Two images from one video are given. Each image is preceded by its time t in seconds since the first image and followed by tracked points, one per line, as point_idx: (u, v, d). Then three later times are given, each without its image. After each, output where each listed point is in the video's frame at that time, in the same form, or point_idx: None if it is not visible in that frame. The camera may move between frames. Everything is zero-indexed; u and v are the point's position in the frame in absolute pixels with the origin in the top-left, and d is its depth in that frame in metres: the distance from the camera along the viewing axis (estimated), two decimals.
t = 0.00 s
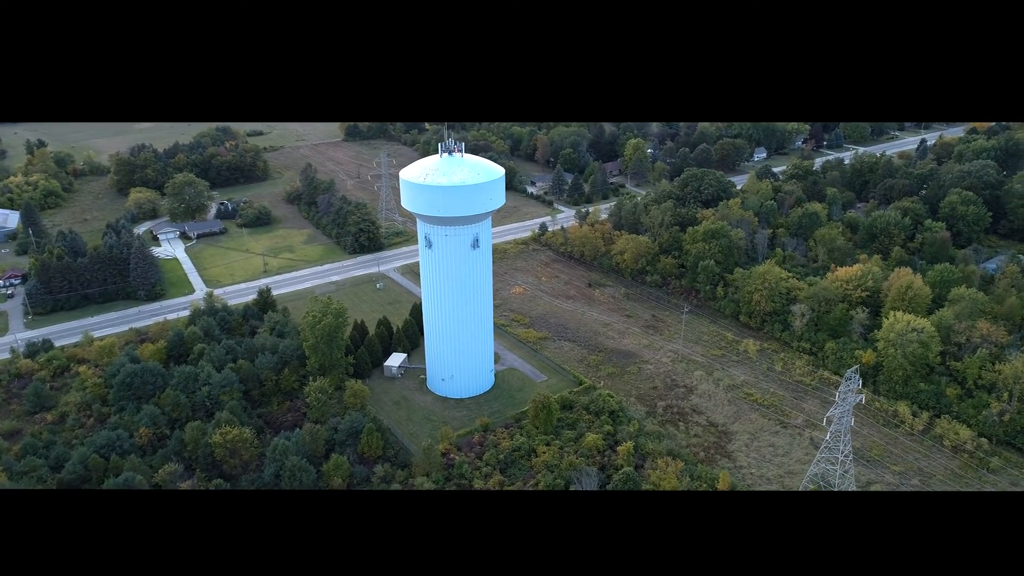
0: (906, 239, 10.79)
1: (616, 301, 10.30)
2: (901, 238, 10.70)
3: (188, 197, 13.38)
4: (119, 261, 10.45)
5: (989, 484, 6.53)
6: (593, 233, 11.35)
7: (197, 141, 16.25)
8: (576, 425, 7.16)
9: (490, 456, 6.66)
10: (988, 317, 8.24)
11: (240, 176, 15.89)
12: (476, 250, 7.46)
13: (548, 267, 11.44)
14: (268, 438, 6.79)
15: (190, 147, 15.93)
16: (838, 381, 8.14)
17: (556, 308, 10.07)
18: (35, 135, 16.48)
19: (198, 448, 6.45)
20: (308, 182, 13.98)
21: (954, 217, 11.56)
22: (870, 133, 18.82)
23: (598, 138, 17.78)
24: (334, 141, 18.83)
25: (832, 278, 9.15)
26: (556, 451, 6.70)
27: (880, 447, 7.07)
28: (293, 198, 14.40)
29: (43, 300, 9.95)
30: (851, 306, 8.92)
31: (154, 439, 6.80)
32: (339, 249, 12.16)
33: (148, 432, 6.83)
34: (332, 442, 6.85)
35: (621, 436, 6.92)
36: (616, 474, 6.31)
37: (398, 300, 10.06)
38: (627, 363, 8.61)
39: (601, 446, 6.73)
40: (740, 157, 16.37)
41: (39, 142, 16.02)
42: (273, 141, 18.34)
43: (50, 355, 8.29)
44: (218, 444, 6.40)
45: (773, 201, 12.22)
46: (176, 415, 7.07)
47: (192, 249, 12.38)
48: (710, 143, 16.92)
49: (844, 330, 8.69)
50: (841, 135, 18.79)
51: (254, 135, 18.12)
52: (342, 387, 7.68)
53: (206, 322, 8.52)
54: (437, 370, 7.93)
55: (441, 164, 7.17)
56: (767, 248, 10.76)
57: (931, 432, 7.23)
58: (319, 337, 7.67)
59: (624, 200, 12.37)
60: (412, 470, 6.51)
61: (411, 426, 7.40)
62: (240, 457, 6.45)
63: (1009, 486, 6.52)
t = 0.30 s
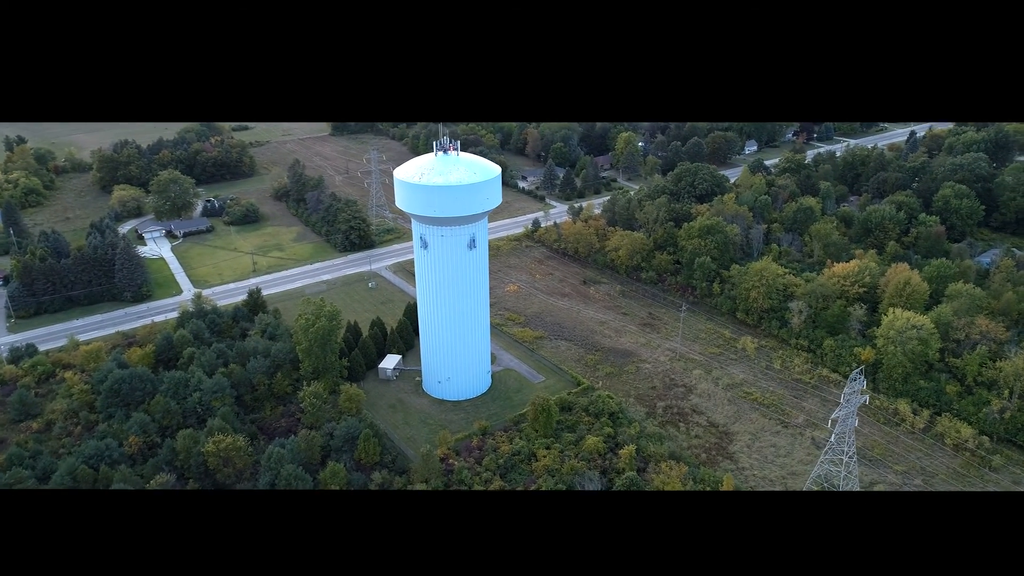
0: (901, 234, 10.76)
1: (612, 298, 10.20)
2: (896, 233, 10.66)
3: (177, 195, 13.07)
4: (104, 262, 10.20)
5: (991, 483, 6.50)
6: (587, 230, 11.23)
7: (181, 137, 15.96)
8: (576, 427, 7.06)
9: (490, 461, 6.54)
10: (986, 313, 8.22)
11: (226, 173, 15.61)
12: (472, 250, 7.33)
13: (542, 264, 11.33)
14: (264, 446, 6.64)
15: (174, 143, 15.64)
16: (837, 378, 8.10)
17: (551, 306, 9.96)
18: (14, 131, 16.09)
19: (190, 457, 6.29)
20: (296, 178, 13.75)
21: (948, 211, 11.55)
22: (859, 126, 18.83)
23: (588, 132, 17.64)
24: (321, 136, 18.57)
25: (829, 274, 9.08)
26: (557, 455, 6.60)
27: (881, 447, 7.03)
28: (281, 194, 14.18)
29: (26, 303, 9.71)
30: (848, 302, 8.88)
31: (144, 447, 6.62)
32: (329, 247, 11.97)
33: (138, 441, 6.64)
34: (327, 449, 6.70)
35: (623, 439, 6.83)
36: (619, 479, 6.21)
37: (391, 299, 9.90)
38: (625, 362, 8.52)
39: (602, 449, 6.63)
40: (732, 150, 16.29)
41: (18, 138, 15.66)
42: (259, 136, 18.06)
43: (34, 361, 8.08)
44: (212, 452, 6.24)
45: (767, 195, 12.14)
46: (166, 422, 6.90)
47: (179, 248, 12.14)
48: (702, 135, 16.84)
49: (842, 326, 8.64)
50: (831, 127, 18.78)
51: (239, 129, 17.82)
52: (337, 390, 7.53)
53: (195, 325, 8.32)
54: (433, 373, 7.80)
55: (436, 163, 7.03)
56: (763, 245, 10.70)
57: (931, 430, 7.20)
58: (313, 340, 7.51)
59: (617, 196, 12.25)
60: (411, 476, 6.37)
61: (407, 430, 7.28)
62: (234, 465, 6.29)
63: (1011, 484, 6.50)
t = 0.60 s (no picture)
0: (896, 228, 10.72)
1: (608, 296, 10.10)
2: (891, 227, 10.63)
3: (163, 193, 12.83)
4: (89, 263, 9.97)
5: (994, 483, 6.46)
6: (581, 226, 11.11)
7: (165, 133, 15.66)
8: (576, 430, 6.96)
9: (490, 466, 6.43)
10: (984, 309, 8.19)
11: (212, 169, 15.35)
12: (468, 250, 7.18)
13: (535, 261, 11.20)
14: (259, 454, 6.48)
15: (158, 140, 15.36)
16: (836, 375, 8.05)
17: (547, 304, 9.84)
18: None
19: (181, 467, 6.13)
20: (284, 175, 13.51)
21: (942, 204, 11.53)
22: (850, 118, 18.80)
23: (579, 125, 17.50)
24: (309, 130, 18.30)
25: (826, 271, 9.02)
26: (558, 459, 6.50)
27: (883, 446, 6.99)
28: (268, 191, 13.94)
29: (9, 306, 9.48)
30: (845, 298, 8.82)
31: (134, 456, 6.45)
32: (319, 245, 11.77)
33: (129, 449, 6.46)
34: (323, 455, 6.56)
35: (623, 442, 6.73)
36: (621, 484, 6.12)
37: (384, 299, 9.74)
38: (623, 361, 8.42)
39: (603, 452, 6.53)
40: (723, 143, 16.21)
41: None
42: (246, 131, 17.77)
43: (18, 366, 7.86)
44: (205, 461, 6.08)
45: (762, 189, 12.06)
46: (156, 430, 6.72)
47: (165, 247, 11.90)
48: (693, 128, 16.74)
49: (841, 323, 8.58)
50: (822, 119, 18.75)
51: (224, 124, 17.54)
52: (332, 395, 7.38)
53: (185, 327, 8.13)
54: (430, 375, 7.67)
55: (432, 162, 6.86)
56: (758, 241, 10.63)
57: (932, 429, 7.16)
58: (307, 343, 7.34)
59: (611, 191, 12.13)
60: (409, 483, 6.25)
61: (404, 435, 7.14)
62: (228, 475, 6.13)
63: (1013, 483, 6.47)
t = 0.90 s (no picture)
0: (894, 223, 10.65)
1: (605, 293, 9.99)
2: (888, 222, 10.56)
3: (150, 189, 12.55)
4: (75, 264, 9.75)
5: (999, 483, 6.42)
6: (577, 222, 10.97)
7: (152, 128, 15.38)
8: (577, 433, 6.85)
9: (491, 471, 6.31)
10: (985, 305, 8.13)
11: (200, 165, 15.09)
12: (467, 251, 7.04)
13: (531, 258, 11.07)
14: (255, 463, 6.33)
15: (145, 135, 15.09)
16: (838, 374, 7.98)
17: (544, 303, 9.72)
18: None
19: (174, 477, 5.96)
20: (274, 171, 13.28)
21: (938, 198, 11.47)
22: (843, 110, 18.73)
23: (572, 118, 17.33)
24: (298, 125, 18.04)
25: (825, 267, 8.94)
26: (560, 463, 6.39)
27: (887, 446, 6.93)
28: (258, 187, 13.72)
29: None
30: (845, 295, 8.75)
31: (125, 465, 6.28)
32: (311, 243, 11.58)
33: (120, 458, 6.29)
34: (320, 462, 6.42)
35: (626, 446, 6.63)
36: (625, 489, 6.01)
37: (379, 299, 9.58)
38: (622, 361, 8.32)
39: (606, 455, 6.44)
40: (717, 136, 16.10)
41: None
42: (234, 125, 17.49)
43: (4, 372, 7.66)
44: (199, 471, 5.93)
45: (758, 184, 11.97)
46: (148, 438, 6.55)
47: (154, 246, 11.68)
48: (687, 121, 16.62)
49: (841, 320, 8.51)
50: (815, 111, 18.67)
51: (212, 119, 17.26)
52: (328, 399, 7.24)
53: (176, 330, 7.95)
54: (428, 378, 7.53)
55: (429, 162, 6.70)
56: (755, 238, 10.54)
57: (936, 428, 7.11)
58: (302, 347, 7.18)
59: (606, 186, 12.00)
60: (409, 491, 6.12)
61: (403, 440, 7.01)
62: (223, 484, 5.97)
63: (1018, 483, 6.43)
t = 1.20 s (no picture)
0: (897, 218, 10.57)
1: (607, 292, 9.89)
2: (892, 217, 10.47)
3: (144, 185, 12.36)
4: (69, 263, 9.57)
5: (1009, 484, 6.36)
6: (578, 219, 10.85)
7: (144, 123, 15.16)
8: (583, 436, 6.75)
9: (496, 476, 6.21)
10: (991, 303, 8.06)
11: (194, 160, 14.88)
12: (470, 251, 6.92)
13: (531, 256, 10.95)
14: (257, 470, 6.21)
15: (138, 131, 14.87)
16: (844, 373, 7.91)
17: (545, 301, 9.61)
18: None
19: (173, 485, 5.83)
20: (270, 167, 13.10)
21: (940, 193, 11.39)
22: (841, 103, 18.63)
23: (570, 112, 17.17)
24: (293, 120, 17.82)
25: (830, 264, 8.85)
26: (567, 468, 6.29)
27: (895, 447, 6.87)
28: (253, 184, 13.54)
29: None
30: (850, 293, 8.68)
31: (123, 472, 6.15)
32: (308, 241, 11.43)
33: (118, 465, 6.16)
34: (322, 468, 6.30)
35: (632, 449, 6.54)
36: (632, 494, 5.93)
37: (378, 298, 9.45)
38: (626, 361, 8.23)
39: (612, 459, 6.35)
40: (716, 130, 15.99)
41: None
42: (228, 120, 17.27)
43: None
44: (199, 479, 5.80)
45: (759, 180, 11.87)
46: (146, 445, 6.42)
47: (148, 244, 11.51)
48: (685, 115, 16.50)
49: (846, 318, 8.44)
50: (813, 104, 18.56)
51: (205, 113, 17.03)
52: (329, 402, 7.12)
53: (173, 332, 7.80)
54: (430, 380, 7.42)
55: (431, 161, 6.56)
56: (758, 235, 10.44)
57: (944, 428, 7.05)
58: (303, 350, 7.05)
59: (606, 182, 11.87)
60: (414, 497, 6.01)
61: (406, 444, 6.90)
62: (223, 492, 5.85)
63: None
